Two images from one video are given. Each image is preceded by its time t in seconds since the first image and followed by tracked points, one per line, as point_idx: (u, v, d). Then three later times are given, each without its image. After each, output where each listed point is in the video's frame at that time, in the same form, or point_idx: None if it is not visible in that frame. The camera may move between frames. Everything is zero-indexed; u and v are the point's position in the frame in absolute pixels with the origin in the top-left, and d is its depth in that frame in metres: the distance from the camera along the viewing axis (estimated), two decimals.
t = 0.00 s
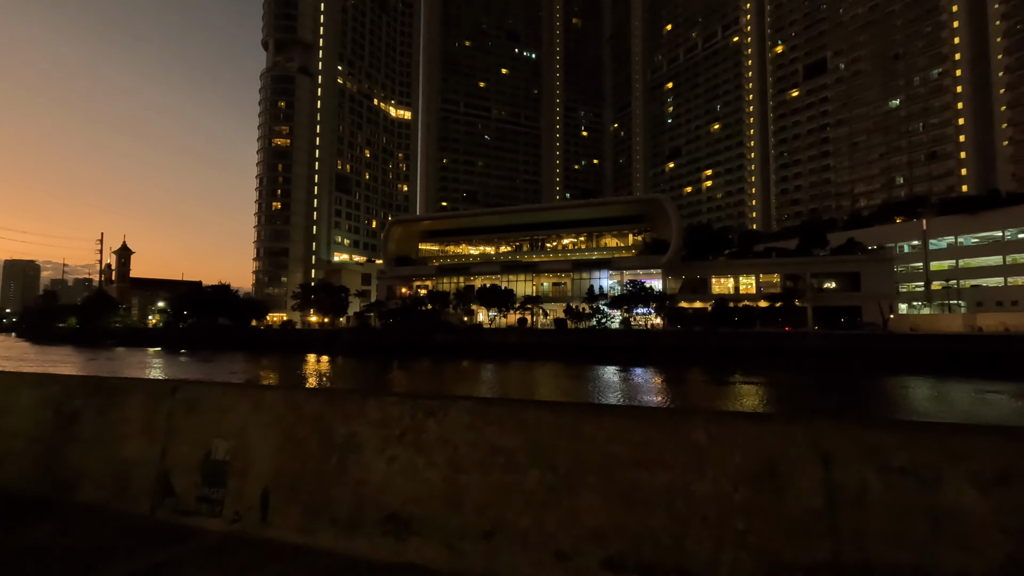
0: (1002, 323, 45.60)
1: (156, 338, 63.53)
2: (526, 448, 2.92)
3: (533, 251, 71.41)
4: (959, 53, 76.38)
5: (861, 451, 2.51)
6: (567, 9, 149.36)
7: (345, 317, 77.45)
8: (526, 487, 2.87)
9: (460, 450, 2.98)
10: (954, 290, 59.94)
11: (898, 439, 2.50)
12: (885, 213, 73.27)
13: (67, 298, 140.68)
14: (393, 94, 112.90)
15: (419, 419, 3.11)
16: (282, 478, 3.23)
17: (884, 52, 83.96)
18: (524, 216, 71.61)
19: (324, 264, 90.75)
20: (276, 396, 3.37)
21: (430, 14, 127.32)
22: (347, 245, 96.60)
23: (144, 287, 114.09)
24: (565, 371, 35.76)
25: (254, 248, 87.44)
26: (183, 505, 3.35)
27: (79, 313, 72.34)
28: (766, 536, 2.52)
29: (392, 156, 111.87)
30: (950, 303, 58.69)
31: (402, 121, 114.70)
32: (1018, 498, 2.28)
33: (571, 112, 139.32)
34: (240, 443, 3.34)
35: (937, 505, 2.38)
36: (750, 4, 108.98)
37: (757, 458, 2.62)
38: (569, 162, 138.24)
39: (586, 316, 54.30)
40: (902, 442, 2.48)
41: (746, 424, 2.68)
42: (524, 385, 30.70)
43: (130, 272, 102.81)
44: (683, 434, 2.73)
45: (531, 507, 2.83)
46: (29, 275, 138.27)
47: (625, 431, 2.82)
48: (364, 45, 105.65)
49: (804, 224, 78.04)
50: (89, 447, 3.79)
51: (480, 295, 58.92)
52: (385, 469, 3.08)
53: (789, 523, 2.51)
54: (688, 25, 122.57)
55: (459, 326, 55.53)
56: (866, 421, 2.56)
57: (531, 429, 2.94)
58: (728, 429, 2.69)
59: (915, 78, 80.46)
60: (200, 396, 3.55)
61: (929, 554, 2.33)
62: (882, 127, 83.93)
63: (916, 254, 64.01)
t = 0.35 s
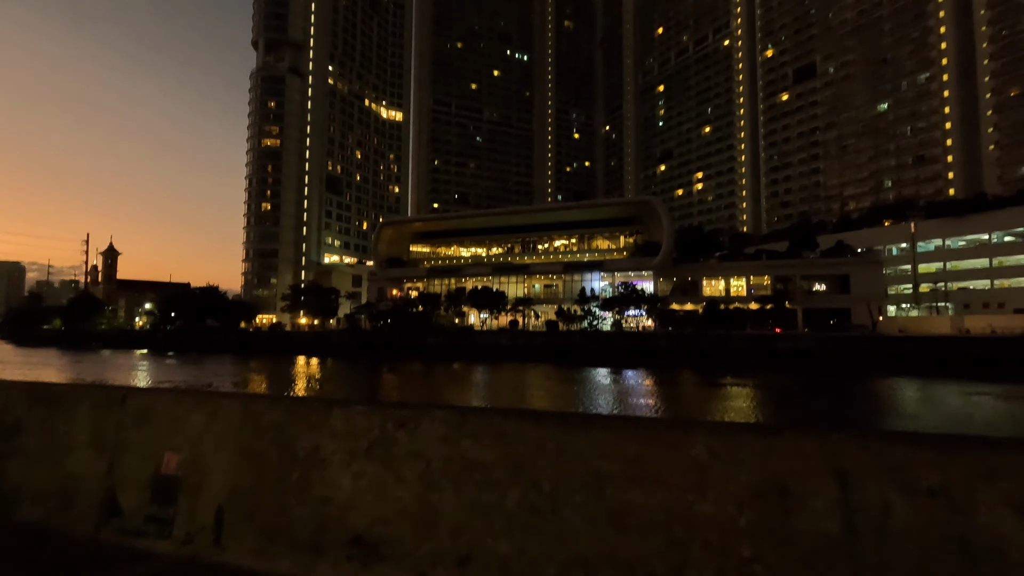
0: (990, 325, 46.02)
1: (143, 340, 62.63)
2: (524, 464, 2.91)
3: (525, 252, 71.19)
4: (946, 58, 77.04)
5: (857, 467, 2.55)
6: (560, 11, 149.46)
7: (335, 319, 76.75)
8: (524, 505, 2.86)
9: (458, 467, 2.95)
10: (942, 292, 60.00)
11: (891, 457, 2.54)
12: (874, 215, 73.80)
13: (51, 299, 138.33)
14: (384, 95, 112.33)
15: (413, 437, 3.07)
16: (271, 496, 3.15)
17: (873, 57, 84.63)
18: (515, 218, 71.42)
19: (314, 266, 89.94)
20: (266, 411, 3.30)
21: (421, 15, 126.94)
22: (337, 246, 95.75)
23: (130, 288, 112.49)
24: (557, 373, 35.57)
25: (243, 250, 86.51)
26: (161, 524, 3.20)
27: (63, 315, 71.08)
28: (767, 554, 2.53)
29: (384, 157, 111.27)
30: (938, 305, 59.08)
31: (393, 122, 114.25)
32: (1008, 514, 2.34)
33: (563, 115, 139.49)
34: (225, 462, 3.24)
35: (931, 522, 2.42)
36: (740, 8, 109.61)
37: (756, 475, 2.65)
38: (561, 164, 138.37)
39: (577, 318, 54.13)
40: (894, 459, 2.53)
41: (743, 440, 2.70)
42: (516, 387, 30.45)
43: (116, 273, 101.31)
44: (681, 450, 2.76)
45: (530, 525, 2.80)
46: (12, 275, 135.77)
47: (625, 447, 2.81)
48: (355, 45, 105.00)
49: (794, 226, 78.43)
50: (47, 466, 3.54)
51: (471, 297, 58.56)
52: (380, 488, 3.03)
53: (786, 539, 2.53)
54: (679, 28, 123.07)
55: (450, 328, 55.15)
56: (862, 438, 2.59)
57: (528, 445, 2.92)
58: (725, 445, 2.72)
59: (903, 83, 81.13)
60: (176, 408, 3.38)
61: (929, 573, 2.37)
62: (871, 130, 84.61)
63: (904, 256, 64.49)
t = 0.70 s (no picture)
0: (976, 328, 46.35)
1: (128, 343, 61.76)
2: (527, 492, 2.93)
3: (516, 255, 70.99)
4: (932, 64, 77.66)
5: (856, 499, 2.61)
6: (551, 15, 149.76)
7: (325, 322, 76.09)
8: (529, 534, 2.86)
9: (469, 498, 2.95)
10: (929, 296, 60.98)
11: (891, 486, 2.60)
12: (862, 219, 74.44)
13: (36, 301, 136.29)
14: (375, 97, 111.75)
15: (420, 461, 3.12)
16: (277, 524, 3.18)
17: (861, 62, 85.35)
18: (506, 220, 71.18)
19: (303, 268, 89.12)
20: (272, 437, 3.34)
21: (412, 17, 126.61)
22: (326, 249, 94.99)
23: (116, 290, 111.04)
24: (548, 376, 35.36)
25: (232, 251, 85.62)
26: (171, 552, 3.22)
27: (47, 317, 69.94)
28: None
29: (374, 159, 110.67)
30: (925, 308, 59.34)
31: (384, 124, 113.90)
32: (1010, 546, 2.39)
33: (554, 118, 139.74)
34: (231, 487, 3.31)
35: (930, 556, 2.45)
36: (730, 13, 110.22)
37: (762, 508, 2.67)
38: (552, 166, 138.56)
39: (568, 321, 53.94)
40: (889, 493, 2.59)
41: (750, 472, 2.73)
42: (506, 390, 30.19)
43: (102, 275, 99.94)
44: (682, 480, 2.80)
45: (541, 557, 2.80)
46: None
47: (628, 477, 2.85)
48: (346, 46, 104.33)
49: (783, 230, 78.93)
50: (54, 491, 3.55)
51: (461, 299, 58.17)
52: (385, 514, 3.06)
53: (793, 571, 2.55)
54: (670, 33, 123.54)
55: (440, 331, 54.81)
56: (864, 467, 2.65)
57: (536, 476, 2.94)
58: (729, 475, 2.75)
59: (890, 88, 81.86)
60: (195, 438, 3.41)
61: None
62: (858, 135, 85.34)
63: (892, 260, 64.96)
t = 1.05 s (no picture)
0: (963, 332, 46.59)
1: (112, 347, 60.74)
2: (612, 525, 4.09)
3: (506, 259, 70.63)
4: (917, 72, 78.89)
5: (804, 511, 3.92)
6: (543, 19, 150.10)
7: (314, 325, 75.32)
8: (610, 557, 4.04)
9: (579, 534, 4.11)
10: (915, 300, 61.43)
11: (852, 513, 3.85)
12: (849, 224, 75.14)
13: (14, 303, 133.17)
14: (364, 99, 110.88)
15: (503, 481, 4.35)
16: (399, 526, 4.41)
17: (848, 70, 86.32)
18: (497, 224, 71.02)
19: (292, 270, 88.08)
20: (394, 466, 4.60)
21: (403, 20, 126.36)
22: (315, 251, 94.06)
23: (99, 293, 109.02)
24: (539, 380, 35.17)
25: (219, 254, 84.53)
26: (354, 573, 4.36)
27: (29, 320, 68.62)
28: None
29: (364, 161, 109.79)
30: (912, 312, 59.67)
31: (374, 126, 113.19)
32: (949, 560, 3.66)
33: (545, 122, 139.84)
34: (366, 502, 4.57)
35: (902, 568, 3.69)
36: (720, 19, 111.02)
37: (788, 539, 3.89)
38: (543, 170, 138.38)
39: (559, 325, 53.79)
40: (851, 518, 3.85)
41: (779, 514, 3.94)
42: (496, 394, 29.92)
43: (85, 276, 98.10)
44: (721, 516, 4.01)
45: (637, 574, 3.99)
46: None
47: (651, 495, 4.14)
48: (336, 48, 103.60)
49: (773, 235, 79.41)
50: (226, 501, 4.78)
51: (451, 303, 57.85)
52: (479, 519, 4.31)
53: None
54: (660, 38, 124.18)
55: (431, 334, 54.55)
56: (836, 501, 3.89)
57: (628, 515, 4.11)
58: (724, 493, 4.06)
59: (876, 95, 82.86)
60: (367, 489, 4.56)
61: None
62: (846, 141, 86.18)
63: (879, 264, 65.52)
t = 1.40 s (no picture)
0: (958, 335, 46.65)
1: (104, 349, 60.06)
2: None
3: (502, 261, 70.19)
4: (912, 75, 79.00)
5: (871, 573, 2.54)
6: (539, 22, 150.09)
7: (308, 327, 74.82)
8: None
9: None
10: (910, 303, 61.24)
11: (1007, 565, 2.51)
12: (845, 227, 75.13)
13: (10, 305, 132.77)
14: (362, 101, 111.02)
15: (450, 521, 2.97)
16: None
17: (843, 73, 86.52)
18: (493, 225, 70.59)
19: (286, 272, 87.59)
20: (270, 494, 3.19)
21: (400, 23, 126.43)
22: (310, 253, 93.62)
23: (93, 295, 108.40)
24: (534, 383, 34.71)
25: (213, 255, 84.00)
26: None
27: (21, 322, 67.91)
28: None
29: (360, 163, 109.69)
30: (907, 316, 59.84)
31: (371, 128, 113.07)
32: None
33: (541, 125, 140.05)
34: (225, 548, 3.15)
35: None
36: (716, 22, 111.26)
37: None
38: (539, 173, 138.72)
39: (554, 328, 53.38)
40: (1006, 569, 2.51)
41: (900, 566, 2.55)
42: (491, 397, 29.42)
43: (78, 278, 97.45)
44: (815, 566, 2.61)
45: None
46: None
47: (642, 547, 2.74)
48: (332, 49, 103.45)
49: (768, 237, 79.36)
50: (64, 545, 3.38)
51: (446, 305, 57.39)
52: None
53: None
54: (656, 42, 124.33)
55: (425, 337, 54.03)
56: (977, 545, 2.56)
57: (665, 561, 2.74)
58: (748, 546, 2.67)
59: (872, 98, 83.01)
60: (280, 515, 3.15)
61: None
62: (842, 144, 86.27)
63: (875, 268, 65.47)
